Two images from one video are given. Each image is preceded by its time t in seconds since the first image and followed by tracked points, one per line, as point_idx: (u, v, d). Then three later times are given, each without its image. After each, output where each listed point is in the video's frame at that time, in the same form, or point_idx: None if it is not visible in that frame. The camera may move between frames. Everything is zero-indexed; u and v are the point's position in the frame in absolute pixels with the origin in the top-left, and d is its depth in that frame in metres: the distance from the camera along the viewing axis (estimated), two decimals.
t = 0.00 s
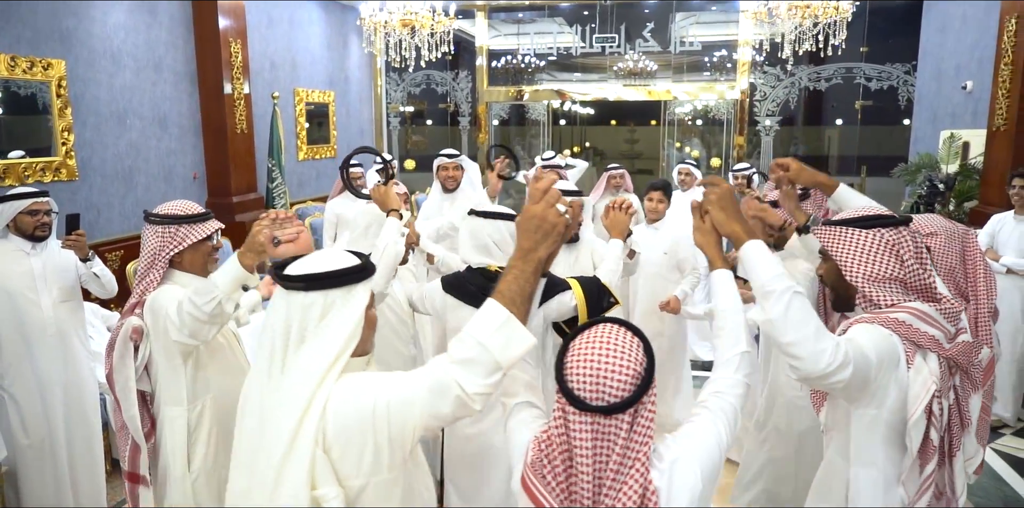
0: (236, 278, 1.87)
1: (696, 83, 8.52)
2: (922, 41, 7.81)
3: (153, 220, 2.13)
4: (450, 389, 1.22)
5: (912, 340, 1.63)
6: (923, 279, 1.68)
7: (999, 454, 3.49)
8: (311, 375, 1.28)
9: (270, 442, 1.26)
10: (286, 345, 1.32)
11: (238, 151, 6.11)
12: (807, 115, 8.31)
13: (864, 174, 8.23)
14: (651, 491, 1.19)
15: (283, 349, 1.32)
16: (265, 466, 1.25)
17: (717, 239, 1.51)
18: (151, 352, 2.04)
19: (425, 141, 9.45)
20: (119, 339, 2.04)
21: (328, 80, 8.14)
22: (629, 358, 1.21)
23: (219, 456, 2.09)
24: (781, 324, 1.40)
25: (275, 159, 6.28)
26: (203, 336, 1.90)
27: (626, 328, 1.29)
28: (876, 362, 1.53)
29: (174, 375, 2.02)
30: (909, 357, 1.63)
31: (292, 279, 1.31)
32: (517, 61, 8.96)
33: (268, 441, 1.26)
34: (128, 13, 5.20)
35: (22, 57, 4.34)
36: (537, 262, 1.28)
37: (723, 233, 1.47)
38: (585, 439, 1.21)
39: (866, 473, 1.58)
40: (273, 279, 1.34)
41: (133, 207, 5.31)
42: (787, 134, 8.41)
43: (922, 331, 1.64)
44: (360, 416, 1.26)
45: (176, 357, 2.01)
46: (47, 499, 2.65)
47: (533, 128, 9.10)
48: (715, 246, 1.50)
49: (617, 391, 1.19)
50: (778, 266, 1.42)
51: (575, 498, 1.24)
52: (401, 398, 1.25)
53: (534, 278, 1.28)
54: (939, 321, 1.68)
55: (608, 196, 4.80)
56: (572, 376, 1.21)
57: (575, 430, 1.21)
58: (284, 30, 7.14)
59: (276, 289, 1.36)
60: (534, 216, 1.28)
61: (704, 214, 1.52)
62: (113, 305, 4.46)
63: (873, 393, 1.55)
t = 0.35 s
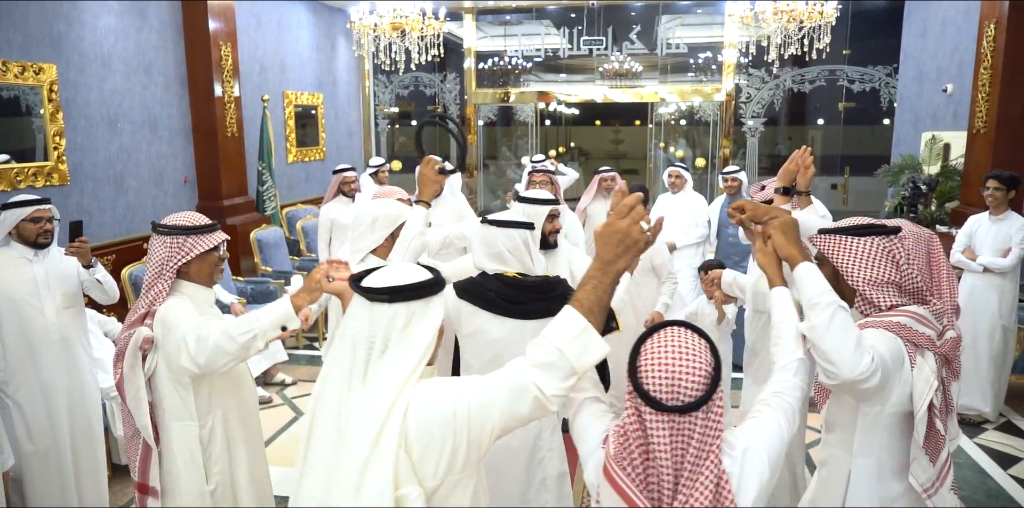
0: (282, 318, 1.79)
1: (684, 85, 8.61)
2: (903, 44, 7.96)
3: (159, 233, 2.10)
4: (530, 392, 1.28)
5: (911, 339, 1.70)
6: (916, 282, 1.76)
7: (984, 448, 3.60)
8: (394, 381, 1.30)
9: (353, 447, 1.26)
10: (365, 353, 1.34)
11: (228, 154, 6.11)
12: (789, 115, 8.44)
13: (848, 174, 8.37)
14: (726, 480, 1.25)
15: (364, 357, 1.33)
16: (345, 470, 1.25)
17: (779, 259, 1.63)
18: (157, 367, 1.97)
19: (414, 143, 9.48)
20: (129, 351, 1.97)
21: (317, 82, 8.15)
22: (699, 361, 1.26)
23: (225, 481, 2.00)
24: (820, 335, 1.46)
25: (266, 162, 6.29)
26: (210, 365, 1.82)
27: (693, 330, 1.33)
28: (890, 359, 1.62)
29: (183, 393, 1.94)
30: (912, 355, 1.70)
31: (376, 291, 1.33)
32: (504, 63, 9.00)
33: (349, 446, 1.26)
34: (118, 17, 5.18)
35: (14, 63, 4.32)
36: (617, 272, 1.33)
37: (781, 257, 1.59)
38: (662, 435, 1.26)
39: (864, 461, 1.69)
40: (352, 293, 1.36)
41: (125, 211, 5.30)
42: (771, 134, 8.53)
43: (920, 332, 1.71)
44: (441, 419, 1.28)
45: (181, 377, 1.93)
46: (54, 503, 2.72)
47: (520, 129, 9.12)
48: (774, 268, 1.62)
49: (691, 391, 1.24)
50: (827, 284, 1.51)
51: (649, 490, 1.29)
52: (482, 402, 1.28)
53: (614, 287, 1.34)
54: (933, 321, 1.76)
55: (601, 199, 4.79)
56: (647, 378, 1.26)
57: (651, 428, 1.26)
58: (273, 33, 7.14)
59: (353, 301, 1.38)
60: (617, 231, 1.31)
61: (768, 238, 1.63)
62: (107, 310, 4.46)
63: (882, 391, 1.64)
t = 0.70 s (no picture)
0: (313, 355, 1.84)
1: (674, 86, 8.66)
2: (887, 45, 8.08)
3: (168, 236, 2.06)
4: (587, 377, 1.36)
5: (904, 323, 1.86)
6: (907, 273, 1.93)
7: (971, 442, 3.68)
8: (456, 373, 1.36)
9: (423, 439, 1.31)
10: (423, 350, 1.40)
11: (220, 156, 6.11)
12: (776, 115, 8.53)
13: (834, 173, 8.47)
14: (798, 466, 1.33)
15: (424, 354, 1.39)
16: (419, 460, 1.30)
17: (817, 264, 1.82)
18: (159, 367, 1.95)
19: (403, 144, 9.48)
20: (132, 349, 1.97)
21: (308, 84, 8.15)
22: (775, 354, 1.37)
23: (219, 485, 1.94)
24: (851, 327, 1.65)
25: (257, 163, 6.29)
26: (218, 367, 1.80)
27: (756, 325, 1.44)
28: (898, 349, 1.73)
29: (183, 390, 1.91)
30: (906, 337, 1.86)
31: (433, 288, 1.39)
32: (493, 64, 9.03)
33: (419, 438, 1.31)
34: (110, 19, 5.17)
35: (6, 65, 4.30)
36: (665, 267, 1.40)
37: (821, 269, 1.79)
38: (743, 422, 1.34)
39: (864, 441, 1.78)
40: (409, 291, 1.41)
41: (117, 214, 5.28)
42: (758, 134, 8.62)
43: (913, 316, 1.87)
44: (507, 404, 1.35)
45: (178, 377, 1.90)
46: None
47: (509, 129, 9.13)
48: (816, 278, 1.81)
49: (770, 381, 1.34)
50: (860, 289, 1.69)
51: (723, 476, 1.35)
52: (543, 387, 1.36)
53: (663, 281, 1.40)
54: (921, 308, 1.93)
55: (594, 200, 4.81)
56: (728, 369, 1.35)
57: (732, 417, 1.35)
58: (263, 34, 7.13)
59: (408, 300, 1.44)
60: (669, 226, 1.38)
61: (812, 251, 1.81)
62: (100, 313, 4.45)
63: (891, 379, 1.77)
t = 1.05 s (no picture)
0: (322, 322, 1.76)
1: (662, 88, 8.72)
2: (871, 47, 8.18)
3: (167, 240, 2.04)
4: (625, 369, 1.42)
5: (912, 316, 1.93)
6: (907, 266, 2.00)
7: (956, 438, 3.75)
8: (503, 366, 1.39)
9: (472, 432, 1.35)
10: (466, 346, 1.43)
11: (208, 158, 6.08)
12: (762, 115, 8.62)
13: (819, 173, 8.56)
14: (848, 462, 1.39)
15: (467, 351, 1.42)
16: (472, 449, 1.34)
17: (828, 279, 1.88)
18: (171, 371, 1.92)
19: (391, 144, 9.48)
20: (143, 355, 1.90)
21: (295, 85, 8.12)
22: (821, 352, 1.42)
23: (231, 486, 1.92)
24: (882, 328, 1.71)
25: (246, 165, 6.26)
26: (235, 349, 1.80)
27: (797, 326, 1.50)
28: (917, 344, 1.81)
29: (196, 388, 1.89)
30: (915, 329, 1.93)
31: (475, 284, 1.43)
32: (480, 64, 9.04)
33: (468, 431, 1.36)
34: (97, 20, 5.13)
35: None
36: (670, 256, 1.48)
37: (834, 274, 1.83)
38: (795, 417, 1.38)
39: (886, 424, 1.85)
40: (450, 287, 1.44)
41: (104, 216, 5.24)
42: (744, 134, 8.70)
43: (919, 308, 1.95)
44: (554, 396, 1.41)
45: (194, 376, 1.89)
46: None
47: (496, 129, 9.15)
48: (828, 285, 1.84)
49: (821, 380, 1.39)
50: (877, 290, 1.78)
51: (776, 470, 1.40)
52: (586, 378, 1.42)
53: (672, 269, 1.47)
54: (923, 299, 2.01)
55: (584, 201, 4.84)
56: (781, 370, 1.39)
57: (787, 417, 1.39)
58: (250, 35, 7.09)
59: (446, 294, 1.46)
60: (663, 218, 1.46)
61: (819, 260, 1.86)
62: (89, 317, 4.41)
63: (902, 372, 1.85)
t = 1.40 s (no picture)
0: (351, 291, 1.75)
1: (650, 88, 8.79)
2: (854, 48, 8.30)
3: (190, 248, 1.99)
4: (670, 358, 1.59)
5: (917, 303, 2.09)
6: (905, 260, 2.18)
7: (944, 432, 3.82)
8: (558, 362, 1.48)
9: (532, 423, 1.45)
10: (520, 343, 1.50)
11: (197, 158, 6.05)
12: (747, 115, 8.71)
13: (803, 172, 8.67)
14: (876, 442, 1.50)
15: (522, 350, 1.50)
16: (533, 442, 1.44)
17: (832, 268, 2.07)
18: (210, 384, 1.86)
19: (377, 144, 9.47)
20: (180, 368, 1.84)
21: (283, 85, 8.09)
22: (849, 342, 1.51)
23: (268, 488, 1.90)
24: (890, 312, 1.86)
25: (234, 165, 6.23)
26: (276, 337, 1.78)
27: (827, 317, 1.59)
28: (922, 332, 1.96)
29: (240, 398, 1.84)
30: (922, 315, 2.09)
31: (529, 283, 1.50)
32: (467, 64, 9.06)
33: (529, 423, 1.45)
34: (84, 19, 5.09)
35: None
36: (702, 253, 1.67)
37: (835, 252, 1.96)
38: (827, 400, 1.48)
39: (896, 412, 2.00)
40: (504, 287, 1.50)
41: (93, 218, 5.20)
42: (729, 134, 8.79)
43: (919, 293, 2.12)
44: (604, 387, 1.51)
45: (236, 386, 1.85)
46: None
47: (483, 129, 9.18)
48: (831, 264, 1.97)
49: (849, 369, 1.48)
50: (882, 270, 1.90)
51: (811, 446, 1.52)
52: (631, 370, 1.54)
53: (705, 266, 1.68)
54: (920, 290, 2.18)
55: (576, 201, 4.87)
56: (812, 359, 1.48)
57: (821, 401, 1.49)
58: (238, 34, 7.06)
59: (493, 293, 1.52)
60: (700, 220, 1.64)
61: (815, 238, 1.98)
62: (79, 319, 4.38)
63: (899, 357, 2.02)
